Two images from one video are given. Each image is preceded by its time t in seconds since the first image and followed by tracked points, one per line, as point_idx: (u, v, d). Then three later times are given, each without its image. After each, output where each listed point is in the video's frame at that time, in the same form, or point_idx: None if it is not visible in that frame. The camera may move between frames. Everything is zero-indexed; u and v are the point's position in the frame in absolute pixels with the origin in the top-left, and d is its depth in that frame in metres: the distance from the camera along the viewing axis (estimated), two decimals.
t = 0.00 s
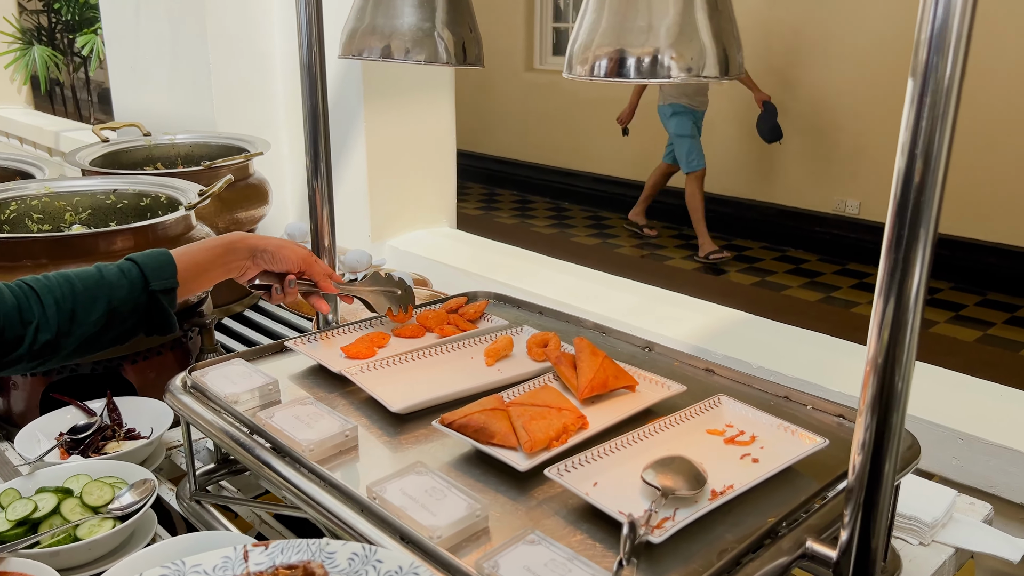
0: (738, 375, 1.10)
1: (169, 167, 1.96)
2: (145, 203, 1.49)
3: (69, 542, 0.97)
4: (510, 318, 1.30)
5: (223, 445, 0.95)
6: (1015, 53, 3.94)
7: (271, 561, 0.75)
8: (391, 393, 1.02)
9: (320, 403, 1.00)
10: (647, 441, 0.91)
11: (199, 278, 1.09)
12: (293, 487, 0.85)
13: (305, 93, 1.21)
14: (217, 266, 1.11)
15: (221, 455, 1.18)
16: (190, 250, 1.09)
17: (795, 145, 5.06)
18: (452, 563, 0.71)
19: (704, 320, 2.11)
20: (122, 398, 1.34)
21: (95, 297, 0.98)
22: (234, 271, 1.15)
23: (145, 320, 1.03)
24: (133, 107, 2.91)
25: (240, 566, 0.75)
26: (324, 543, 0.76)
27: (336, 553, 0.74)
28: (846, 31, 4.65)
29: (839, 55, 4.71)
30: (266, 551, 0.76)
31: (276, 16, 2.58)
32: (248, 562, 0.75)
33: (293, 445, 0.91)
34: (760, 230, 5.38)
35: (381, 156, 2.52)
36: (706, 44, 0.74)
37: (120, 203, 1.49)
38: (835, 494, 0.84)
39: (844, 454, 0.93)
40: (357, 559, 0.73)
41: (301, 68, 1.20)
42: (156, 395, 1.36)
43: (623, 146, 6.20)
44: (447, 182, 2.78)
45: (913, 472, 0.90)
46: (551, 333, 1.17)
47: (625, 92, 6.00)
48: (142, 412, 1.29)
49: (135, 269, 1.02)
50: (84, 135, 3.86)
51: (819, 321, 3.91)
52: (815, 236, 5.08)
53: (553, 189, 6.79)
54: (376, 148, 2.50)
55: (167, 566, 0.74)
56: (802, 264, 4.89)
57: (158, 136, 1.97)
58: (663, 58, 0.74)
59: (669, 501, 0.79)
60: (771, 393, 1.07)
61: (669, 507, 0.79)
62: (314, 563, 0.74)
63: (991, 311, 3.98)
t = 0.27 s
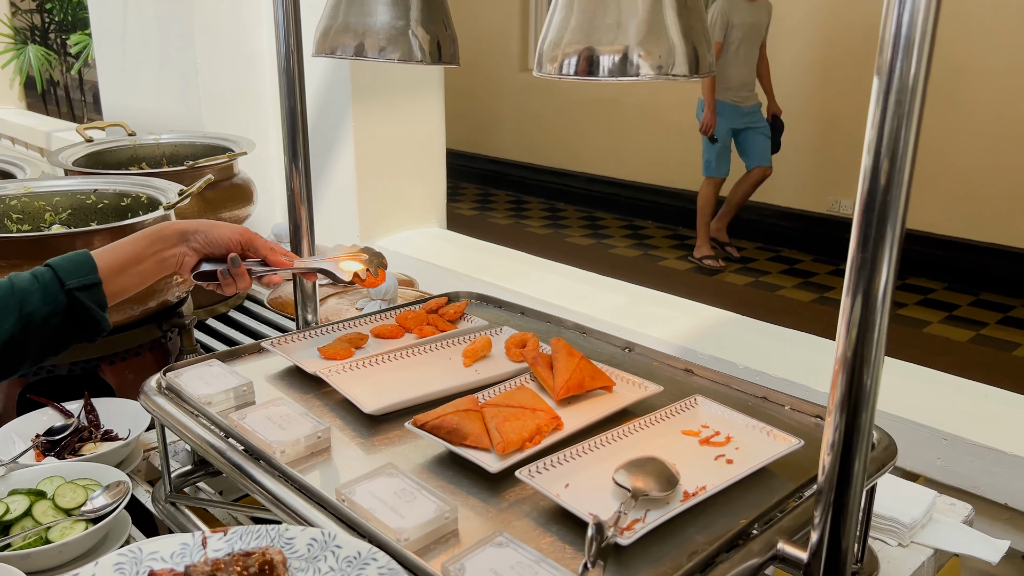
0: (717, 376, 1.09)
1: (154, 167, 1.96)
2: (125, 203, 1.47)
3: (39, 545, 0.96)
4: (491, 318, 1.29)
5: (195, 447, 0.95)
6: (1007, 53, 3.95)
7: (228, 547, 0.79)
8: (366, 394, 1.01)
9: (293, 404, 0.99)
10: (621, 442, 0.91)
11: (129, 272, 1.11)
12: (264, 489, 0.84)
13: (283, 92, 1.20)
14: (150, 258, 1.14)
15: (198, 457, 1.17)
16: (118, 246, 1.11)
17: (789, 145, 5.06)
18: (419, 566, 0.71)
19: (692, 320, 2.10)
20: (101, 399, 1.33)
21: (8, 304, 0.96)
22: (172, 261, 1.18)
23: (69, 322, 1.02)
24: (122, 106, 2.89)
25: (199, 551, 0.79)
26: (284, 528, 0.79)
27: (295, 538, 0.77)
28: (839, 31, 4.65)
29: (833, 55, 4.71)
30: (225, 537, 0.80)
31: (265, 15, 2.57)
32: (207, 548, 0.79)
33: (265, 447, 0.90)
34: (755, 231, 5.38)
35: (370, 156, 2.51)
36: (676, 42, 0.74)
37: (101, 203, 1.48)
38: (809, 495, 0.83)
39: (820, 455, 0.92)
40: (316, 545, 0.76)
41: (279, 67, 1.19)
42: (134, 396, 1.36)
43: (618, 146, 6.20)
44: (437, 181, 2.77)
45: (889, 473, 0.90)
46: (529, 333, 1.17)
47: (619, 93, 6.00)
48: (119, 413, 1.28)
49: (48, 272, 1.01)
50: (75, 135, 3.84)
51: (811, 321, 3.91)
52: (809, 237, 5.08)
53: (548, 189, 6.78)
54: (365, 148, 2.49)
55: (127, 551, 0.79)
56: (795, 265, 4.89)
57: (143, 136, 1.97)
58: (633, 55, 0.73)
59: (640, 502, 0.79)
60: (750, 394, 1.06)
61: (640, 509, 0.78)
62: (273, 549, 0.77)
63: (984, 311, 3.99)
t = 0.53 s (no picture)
0: (701, 375, 1.10)
1: (144, 167, 1.96)
2: (112, 202, 1.47)
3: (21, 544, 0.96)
4: (477, 317, 1.29)
5: (177, 445, 0.94)
6: (1001, 54, 3.96)
7: (171, 518, 0.80)
8: (349, 394, 1.01)
9: (276, 403, 0.99)
10: (602, 440, 0.91)
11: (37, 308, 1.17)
12: (244, 488, 0.84)
13: (268, 92, 1.20)
14: (67, 291, 1.19)
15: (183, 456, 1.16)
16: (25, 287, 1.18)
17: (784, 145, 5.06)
18: (395, 563, 0.71)
19: (683, 319, 2.11)
20: (87, 398, 1.33)
21: None
22: (94, 290, 1.21)
23: None
24: (115, 107, 2.89)
25: (140, 524, 0.80)
26: (224, 500, 0.82)
27: (237, 509, 0.80)
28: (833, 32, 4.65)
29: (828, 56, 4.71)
30: (167, 510, 0.82)
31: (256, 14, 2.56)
32: (149, 520, 0.81)
33: (245, 445, 0.90)
34: (750, 231, 5.39)
35: (362, 157, 2.51)
36: (652, 41, 0.74)
37: (88, 203, 1.48)
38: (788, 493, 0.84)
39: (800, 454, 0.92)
40: (258, 514, 0.79)
41: (264, 67, 1.19)
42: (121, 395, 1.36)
43: (613, 147, 6.20)
44: (430, 181, 2.77)
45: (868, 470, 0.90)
46: (514, 332, 1.17)
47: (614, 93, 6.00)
48: (106, 413, 1.28)
49: None
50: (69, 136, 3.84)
51: (805, 322, 3.91)
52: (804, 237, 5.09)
53: (544, 190, 6.78)
54: (357, 148, 2.49)
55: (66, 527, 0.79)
56: (790, 265, 4.89)
57: (133, 136, 1.97)
58: (609, 55, 0.73)
59: (619, 500, 0.79)
60: (733, 393, 1.06)
61: (618, 507, 0.79)
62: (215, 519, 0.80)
63: (977, 311, 3.99)
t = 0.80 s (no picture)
0: (702, 376, 1.10)
1: (146, 168, 1.96)
2: (114, 204, 1.48)
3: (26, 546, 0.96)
4: (479, 319, 1.30)
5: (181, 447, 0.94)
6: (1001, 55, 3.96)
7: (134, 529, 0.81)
8: (353, 395, 1.01)
9: (279, 405, 1.00)
10: (605, 441, 0.91)
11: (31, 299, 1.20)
12: (249, 489, 0.84)
13: (271, 95, 1.20)
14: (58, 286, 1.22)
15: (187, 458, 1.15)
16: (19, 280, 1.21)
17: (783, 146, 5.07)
18: (400, 564, 0.71)
19: (682, 320, 2.11)
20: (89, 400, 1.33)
21: None
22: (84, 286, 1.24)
23: None
24: (116, 108, 2.89)
25: (103, 535, 0.80)
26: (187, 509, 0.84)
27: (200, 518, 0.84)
28: (832, 32, 4.66)
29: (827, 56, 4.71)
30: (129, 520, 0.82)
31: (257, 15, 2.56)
32: (112, 531, 0.80)
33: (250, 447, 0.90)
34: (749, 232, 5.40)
35: (363, 158, 2.51)
36: (655, 45, 0.74)
37: (90, 205, 1.48)
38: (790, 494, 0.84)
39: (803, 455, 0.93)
40: (223, 521, 0.83)
41: (266, 69, 1.19)
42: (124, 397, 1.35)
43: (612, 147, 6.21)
44: (430, 182, 2.78)
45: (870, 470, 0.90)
46: (516, 334, 1.17)
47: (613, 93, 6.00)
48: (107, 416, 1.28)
49: None
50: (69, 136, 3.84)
51: (805, 322, 3.92)
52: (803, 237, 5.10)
53: (543, 190, 6.79)
54: (358, 149, 2.49)
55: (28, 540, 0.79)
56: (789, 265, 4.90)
57: (134, 137, 1.97)
58: (612, 58, 0.74)
59: (622, 501, 0.79)
60: (734, 394, 1.07)
61: (622, 508, 0.79)
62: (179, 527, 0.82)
63: (976, 311, 4.00)
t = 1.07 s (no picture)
0: (721, 375, 1.11)
1: (157, 168, 1.96)
2: (130, 204, 1.49)
3: (53, 541, 0.97)
4: (495, 318, 1.30)
5: (206, 445, 0.95)
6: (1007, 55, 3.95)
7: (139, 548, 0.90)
8: (373, 393, 1.02)
9: (302, 403, 1.00)
10: (627, 439, 0.92)
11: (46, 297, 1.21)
12: (275, 487, 0.85)
13: (290, 95, 1.21)
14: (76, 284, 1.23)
15: (206, 455, 1.17)
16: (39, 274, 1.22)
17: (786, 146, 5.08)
18: (430, 559, 0.72)
19: (691, 320, 2.12)
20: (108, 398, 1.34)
21: None
22: (101, 286, 1.24)
23: None
24: (123, 108, 2.89)
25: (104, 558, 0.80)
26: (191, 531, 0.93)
27: (205, 538, 0.92)
28: (835, 32, 4.66)
29: (830, 57, 4.72)
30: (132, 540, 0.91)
31: (265, 16, 2.56)
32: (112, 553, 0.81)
33: (275, 444, 0.91)
34: (751, 232, 5.41)
35: (370, 158, 2.52)
36: (682, 45, 0.75)
37: (105, 204, 1.49)
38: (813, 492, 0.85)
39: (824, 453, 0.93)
40: (226, 541, 0.91)
41: (285, 71, 1.20)
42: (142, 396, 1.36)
43: (614, 147, 6.21)
44: (437, 182, 2.78)
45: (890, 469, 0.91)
46: (534, 333, 1.18)
47: (615, 93, 6.01)
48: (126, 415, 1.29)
49: None
50: (74, 137, 3.84)
51: (808, 322, 3.93)
52: (806, 238, 5.11)
53: (545, 190, 6.79)
54: (366, 149, 2.49)
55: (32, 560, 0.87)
56: (792, 266, 4.91)
57: (146, 137, 1.97)
58: (639, 59, 0.74)
59: (648, 498, 0.80)
60: (752, 392, 1.07)
61: (647, 505, 0.80)
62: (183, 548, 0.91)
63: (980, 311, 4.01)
